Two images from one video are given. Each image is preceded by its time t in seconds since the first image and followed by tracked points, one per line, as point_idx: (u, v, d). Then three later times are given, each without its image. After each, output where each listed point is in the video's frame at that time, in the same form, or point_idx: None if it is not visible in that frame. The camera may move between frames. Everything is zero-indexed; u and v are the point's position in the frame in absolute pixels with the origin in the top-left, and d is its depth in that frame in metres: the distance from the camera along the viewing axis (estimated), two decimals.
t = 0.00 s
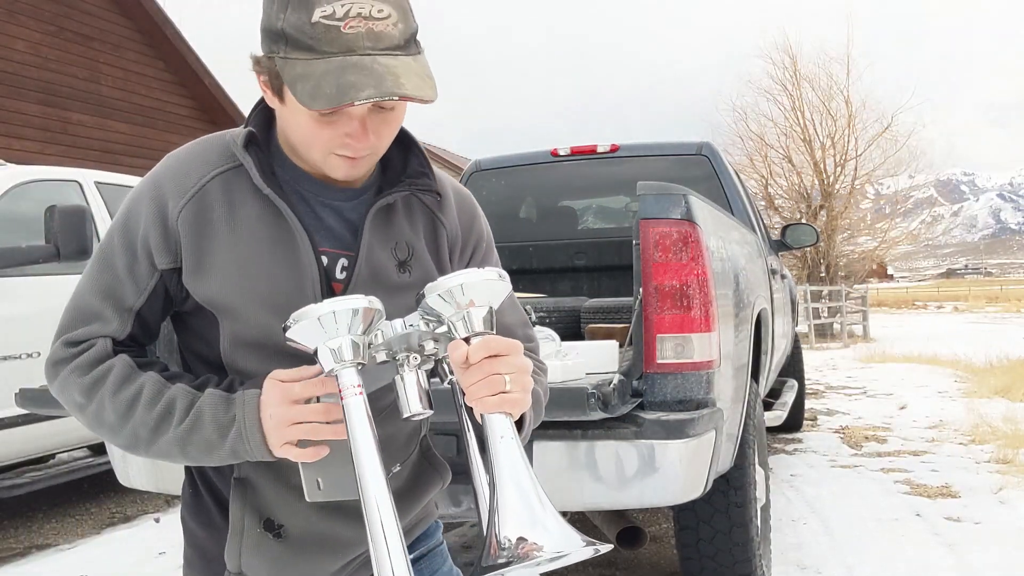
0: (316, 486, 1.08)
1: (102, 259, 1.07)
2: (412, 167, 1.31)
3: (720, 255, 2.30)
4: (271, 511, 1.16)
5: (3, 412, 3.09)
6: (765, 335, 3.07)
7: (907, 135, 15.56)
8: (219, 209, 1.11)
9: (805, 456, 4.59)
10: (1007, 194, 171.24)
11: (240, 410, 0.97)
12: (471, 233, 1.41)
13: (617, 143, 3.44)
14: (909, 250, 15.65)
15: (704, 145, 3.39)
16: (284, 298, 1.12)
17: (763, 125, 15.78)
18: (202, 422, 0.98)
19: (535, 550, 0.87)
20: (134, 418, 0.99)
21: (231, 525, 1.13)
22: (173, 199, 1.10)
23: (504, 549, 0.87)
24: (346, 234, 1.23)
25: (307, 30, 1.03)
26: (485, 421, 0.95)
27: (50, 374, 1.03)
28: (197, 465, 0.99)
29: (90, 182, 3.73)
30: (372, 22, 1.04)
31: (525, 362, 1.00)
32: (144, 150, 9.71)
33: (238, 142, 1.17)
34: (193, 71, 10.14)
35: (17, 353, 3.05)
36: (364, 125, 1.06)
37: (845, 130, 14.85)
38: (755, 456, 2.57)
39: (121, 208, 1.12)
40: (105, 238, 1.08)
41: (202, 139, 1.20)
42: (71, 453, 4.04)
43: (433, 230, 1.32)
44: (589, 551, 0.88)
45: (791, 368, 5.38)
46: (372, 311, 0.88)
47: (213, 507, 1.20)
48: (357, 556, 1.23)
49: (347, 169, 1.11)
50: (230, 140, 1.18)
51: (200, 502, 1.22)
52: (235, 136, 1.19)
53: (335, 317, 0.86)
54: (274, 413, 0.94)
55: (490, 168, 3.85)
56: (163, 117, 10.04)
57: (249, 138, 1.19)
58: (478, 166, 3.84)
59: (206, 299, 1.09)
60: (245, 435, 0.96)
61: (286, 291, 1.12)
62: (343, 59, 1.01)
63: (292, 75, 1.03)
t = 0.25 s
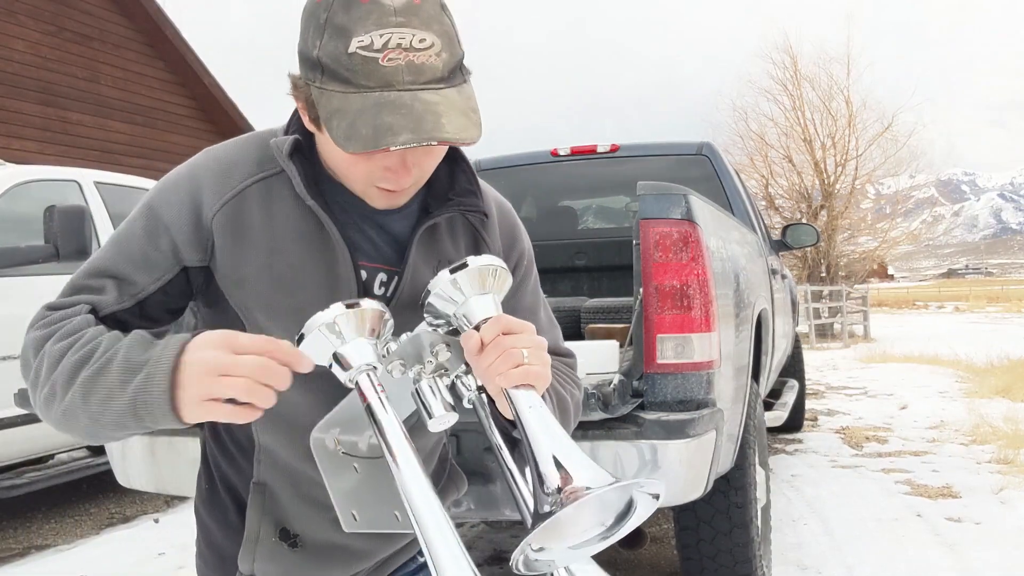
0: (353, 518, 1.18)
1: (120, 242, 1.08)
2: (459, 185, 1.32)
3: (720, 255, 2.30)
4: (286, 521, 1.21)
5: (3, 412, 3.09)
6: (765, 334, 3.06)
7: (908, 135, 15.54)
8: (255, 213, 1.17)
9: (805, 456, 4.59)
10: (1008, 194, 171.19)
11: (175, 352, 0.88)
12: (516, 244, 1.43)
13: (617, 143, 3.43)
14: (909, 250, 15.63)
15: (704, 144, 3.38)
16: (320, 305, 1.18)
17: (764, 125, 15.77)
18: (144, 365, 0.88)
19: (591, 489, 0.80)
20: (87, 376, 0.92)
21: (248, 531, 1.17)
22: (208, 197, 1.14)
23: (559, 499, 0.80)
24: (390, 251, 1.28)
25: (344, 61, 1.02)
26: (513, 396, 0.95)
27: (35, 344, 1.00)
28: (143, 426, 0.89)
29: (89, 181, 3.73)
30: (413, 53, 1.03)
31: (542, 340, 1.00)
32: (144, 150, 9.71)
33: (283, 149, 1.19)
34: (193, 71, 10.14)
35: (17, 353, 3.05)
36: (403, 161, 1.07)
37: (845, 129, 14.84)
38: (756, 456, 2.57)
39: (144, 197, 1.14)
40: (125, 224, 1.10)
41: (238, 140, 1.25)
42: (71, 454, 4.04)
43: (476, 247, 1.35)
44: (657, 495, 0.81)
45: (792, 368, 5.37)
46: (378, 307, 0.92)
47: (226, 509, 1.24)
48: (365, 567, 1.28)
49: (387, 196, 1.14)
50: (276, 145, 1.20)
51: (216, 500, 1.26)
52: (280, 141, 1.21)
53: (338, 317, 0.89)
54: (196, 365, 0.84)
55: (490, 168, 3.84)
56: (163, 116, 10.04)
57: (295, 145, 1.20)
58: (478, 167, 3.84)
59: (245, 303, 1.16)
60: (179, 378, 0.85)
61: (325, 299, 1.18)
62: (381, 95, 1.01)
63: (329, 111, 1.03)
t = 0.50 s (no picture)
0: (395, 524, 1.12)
1: (180, 234, 1.01)
2: (474, 181, 1.36)
3: (720, 255, 2.31)
4: (307, 525, 1.23)
5: (5, 412, 3.10)
6: (765, 334, 3.08)
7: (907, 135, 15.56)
8: (294, 217, 1.16)
9: (804, 456, 4.60)
10: (1006, 194, 171.35)
11: (365, 356, 0.93)
12: (526, 240, 1.50)
13: (617, 144, 3.44)
14: (908, 250, 15.66)
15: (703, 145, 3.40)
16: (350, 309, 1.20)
17: (763, 125, 15.78)
18: (311, 369, 0.91)
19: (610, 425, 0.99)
20: (221, 378, 0.89)
21: (270, 536, 1.18)
22: (253, 197, 1.12)
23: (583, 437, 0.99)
24: (407, 248, 1.32)
25: (354, 74, 1.06)
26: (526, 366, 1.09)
27: (119, 340, 0.91)
28: (292, 432, 0.89)
29: (90, 181, 3.73)
30: (424, 63, 1.08)
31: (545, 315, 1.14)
32: (144, 150, 9.71)
33: (307, 153, 1.18)
34: (193, 71, 10.14)
35: (19, 353, 3.05)
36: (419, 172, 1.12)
37: (844, 130, 14.86)
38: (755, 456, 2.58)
39: (185, 188, 1.08)
40: (174, 215, 1.03)
41: (253, 144, 1.23)
42: (71, 454, 4.04)
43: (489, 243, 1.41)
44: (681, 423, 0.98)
45: (791, 368, 5.39)
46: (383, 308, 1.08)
47: (241, 511, 1.24)
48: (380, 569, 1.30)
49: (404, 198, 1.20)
50: (299, 149, 1.19)
51: (228, 499, 1.25)
52: (302, 145, 1.19)
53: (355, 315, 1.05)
54: (417, 367, 0.94)
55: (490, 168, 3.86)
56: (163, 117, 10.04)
57: (317, 148, 1.19)
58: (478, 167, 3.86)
59: (281, 308, 1.15)
60: (386, 381, 0.92)
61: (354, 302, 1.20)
62: (394, 109, 1.06)
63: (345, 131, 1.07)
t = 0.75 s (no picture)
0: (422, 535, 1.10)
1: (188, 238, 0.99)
2: (480, 175, 1.39)
3: (720, 255, 2.31)
4: (317, 532, 1.21)
5: (4, 412, 3.10)
6: (765, 334, 3.07)
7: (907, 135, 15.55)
8: (305, 216, 1.14)
9: (804, 456, 4.60)
10: (1006, 194, 171.32)
11: (383, 367, 0.93)
12: (526, 238, 1.54)
13: (617, 144, 3.44)
14: (908, 250, 15.65)
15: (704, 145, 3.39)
16: (365, 311, 1.18)
17: (763, 125, 15.78)
18: (332, 381, 0.91)
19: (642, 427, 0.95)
20: (243, 392, 0.88)
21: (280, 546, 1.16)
22: (262, 197, 1.10)
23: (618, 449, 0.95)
24: (416, 245, 1.31)
25: None
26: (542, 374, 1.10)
27: (134, 353, 0.88)
28: (317, 445, 0.89)
29: (90, 181, 3.73)
30: None
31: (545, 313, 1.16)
32: (144, 150, 9.70)
33: (324, 149, 1.18)
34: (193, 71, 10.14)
35: (19, 353, 3.05)
36: (421, 89, 1.12)
37: (845, 130, 14.85)
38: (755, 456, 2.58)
39: (189, 191, 1.05)
40: (180, 220, 1.01)
41: (261, 141, 1.21)
42: (71, 454, 4.04)
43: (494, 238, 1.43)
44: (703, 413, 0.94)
45: (791, 368, 5.39)
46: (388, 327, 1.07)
47: (245, 517, 1.20)
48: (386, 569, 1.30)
49: (405, 147, 1.16)
50: (315, 145, 1.19)
51: (230, 505, 1.20)
52: (318, 141, 1.19)
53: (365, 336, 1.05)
54: (434, 380, 0.95)
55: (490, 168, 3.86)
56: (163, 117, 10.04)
57: (334, 144, 1.20)
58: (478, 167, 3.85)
59: (295, 308, 1.12)
60: (406, 393, 0.92)
61: (368, 304, 1.18)
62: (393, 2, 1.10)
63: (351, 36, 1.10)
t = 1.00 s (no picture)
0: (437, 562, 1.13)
1: (188, 246, 0.99)
2: (472, 173, 1.39)
3: (719, 255, 2.31)
4: (308, 534, 1.21)
5: (4, 412, 3.10)
6: (765, 334, 3.07)
7: (906, 135, 15.56)
8: (301, 216, 1.14)
9: (804, 456, 4.60)
10: (1007, 194, 171.31)
11: (388, 396, 0.94)
12: (519, 241, 1.55)
13: (617, 144, 3.44)
14: (909, 250, 15.65)
15: (704, 144, 3.38)
16: (360, 310, 1.17)
17: (763, 125, 15.79)
18: (337, 409, 0.91)
19: (665, 452, 1.03)
20: (248, 414, 0.89)
21: (270, 547, 1.16)
22: (258, 198, 1.10)
23: (643, 476, 1.00)
24: (410, 246, 1.31)
25: None
26: (545, 391, 1.11)
27: (139, 369, 0.88)
28: (319, 469, 0.90)
29: (90, 182, 3.73)
30: None
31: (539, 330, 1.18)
32: (144, 150, 9.70)
33: (323, 143, 1.21)
34: (193, 71, 10.15)
35: (18, 353, 3.05)
36: (404, 60, 1.16)
37: (844, 129, 14.86)
38: (755, 455, 2.58)
39: (187, 193, 1.04)
40: (179, 226, 1.00)
41: (256, 139, 1.21)
42: (71, 454, 4.04)
43: (486, 240, 1.44)
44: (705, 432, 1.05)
45: (791, 368, 5.39)
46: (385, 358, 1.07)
47: (235, 520, 1.19)
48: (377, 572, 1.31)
49: (390, 120, 1.18)
50: (313, 139, 1.21)
51: (219, 508, 1.19)
52: (317, 135, 1.22)
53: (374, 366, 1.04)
54: (439, 411, 0.96)
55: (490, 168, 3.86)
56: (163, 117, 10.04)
57: (333, 139, 1.22)
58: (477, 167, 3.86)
59: (289, 307, 1.11)
60: (411, 424, 0.93)
61: (363, 302, 1.17)
62: None
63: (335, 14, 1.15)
